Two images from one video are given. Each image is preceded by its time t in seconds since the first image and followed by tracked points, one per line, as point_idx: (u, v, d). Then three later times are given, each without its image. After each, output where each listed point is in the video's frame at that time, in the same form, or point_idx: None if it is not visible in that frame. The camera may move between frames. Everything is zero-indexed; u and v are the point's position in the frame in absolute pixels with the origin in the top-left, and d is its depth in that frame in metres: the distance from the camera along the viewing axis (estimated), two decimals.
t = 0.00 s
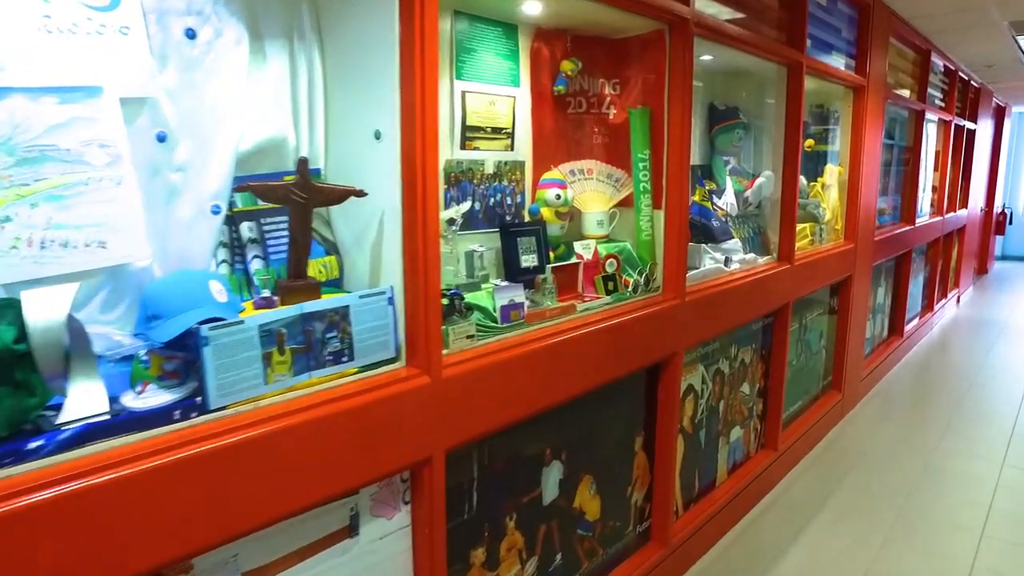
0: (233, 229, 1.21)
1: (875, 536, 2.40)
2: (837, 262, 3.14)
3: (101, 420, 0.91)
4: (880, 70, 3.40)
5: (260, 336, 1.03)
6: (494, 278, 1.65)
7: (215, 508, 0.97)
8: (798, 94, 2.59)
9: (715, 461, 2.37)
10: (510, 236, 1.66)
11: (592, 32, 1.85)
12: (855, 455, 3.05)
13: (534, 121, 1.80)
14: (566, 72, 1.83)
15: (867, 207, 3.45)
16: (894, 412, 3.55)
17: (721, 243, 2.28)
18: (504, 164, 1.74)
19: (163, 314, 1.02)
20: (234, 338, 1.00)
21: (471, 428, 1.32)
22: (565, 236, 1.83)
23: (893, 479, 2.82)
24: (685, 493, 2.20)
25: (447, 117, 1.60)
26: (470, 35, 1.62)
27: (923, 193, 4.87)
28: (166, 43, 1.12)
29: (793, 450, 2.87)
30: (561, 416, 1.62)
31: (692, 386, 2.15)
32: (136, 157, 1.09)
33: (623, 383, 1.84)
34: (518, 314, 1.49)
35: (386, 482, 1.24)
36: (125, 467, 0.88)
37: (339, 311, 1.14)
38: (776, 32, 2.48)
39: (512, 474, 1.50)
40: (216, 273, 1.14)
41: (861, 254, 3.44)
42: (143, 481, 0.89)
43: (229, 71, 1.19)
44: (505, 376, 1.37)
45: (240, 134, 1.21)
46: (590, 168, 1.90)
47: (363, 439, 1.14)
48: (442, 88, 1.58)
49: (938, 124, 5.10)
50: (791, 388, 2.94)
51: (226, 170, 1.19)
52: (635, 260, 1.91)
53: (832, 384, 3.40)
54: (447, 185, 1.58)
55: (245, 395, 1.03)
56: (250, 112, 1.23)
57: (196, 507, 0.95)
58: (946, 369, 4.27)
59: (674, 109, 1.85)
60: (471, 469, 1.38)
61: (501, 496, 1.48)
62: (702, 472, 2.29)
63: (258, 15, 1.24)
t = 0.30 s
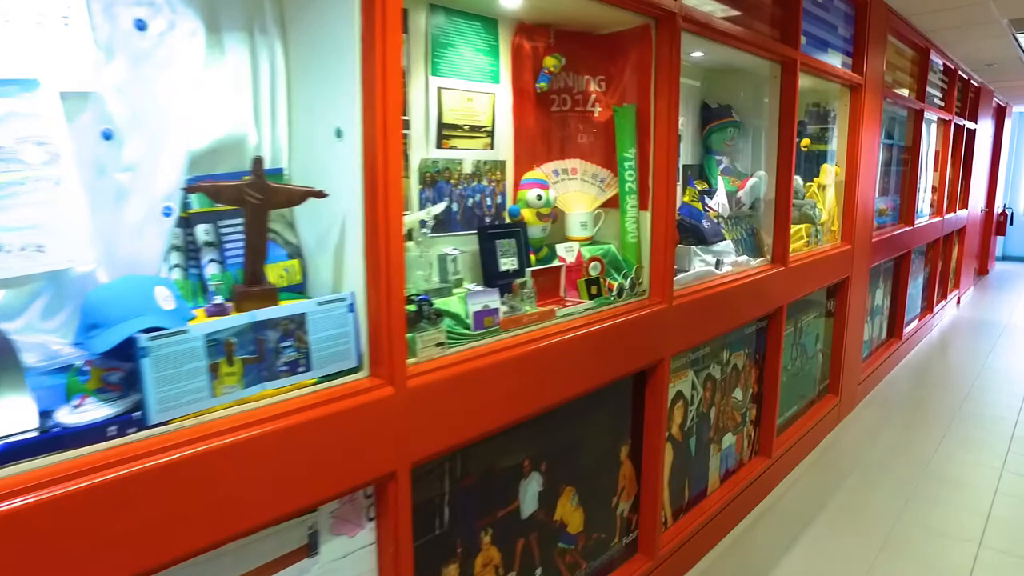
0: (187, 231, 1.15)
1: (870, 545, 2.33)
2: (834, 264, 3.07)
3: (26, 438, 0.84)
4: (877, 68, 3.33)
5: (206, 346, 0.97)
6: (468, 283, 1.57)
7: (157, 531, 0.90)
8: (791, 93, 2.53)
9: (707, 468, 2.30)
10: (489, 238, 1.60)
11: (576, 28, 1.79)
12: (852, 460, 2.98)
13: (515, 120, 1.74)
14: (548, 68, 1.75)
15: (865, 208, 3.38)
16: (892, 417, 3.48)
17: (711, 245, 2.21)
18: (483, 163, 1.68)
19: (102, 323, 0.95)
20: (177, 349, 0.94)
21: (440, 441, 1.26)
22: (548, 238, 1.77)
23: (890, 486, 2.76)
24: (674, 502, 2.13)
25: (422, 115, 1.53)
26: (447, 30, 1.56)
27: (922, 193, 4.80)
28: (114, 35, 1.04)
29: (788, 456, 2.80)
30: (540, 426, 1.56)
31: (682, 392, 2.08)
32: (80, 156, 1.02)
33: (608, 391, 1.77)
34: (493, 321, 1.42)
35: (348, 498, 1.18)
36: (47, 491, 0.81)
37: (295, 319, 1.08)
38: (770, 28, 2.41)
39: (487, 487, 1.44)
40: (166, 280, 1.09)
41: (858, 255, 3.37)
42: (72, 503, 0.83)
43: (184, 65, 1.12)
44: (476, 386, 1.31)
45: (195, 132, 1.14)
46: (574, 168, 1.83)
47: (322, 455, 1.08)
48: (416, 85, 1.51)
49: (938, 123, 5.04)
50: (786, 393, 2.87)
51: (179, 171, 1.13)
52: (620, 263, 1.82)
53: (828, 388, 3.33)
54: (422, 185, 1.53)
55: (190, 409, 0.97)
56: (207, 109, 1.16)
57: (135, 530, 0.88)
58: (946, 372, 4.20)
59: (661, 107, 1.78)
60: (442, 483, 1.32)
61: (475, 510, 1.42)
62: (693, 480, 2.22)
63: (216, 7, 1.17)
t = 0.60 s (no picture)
0: (135, 235, 1.08)
1: (865, 557, 2.27)
2: (830, 266, 3.00)
3: None
4: (875, 65, 3.26)
5: (143, 358, 0.92)
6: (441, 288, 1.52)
7: (84, 555, 0.84)
8: (785, 91, 2.44)
9: (696, 477, 2.23)
10: (465, 241, 1.54)
11: (558, 22, 1.72)
12: (847, 467, 2.92)
13: (494, 117, 1.68)
14: (528, 64, 1.68)
15: (861, 209, 3.32)
16: (890, 422, 3.41)
17: (700, 247, 2.15)
18: (459, 163, 1.61)
19: (32, 333, 0.88)
20: (110, 361, 0.88)
21: (402, 455, 1.20)
22: (528, 240, 1.70)
23: (885, 494, 2.69)
24: (662, 513, 2.06)
25: (394, 114, 1.47)
26: (421, 23, 1.49)
27: (922, 193, 4.73)
28: (51, 25, 0.97)
29: (782, 463, 2.73)
30: (516, 437, 1.50)
31: (669, 400, 2.01)
32: (13, 154, 0.94)
33: (589, 400, 1.71)
34: (463, 328, 1.36)
35: (305, 516, 1.13)
36: None
37: (242, 328, 1.03)
38: (762, 24, 2.35)
39: (457, 501, 1.38)
40: (109, 288, 1.02)
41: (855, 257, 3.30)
42: None
43: (130, 58, 1.05)
44: (441, 397, 1.26)
45: (143, 129, 1.08)
46: (556, 168, 1.76)
47: (271, 471, 1.02)
48: (386, 80, 1.45)
49: (938, 123, 4.97)
50: (780, 399, 2.79)
51: (125, 170, 1.06)
52: (603, 266, 1.76)
53: (825, 392, 3.25)
54: (393, 185, 1.48)
55: (125, 424, 0.91)
56: (157, 105, 1.10)
57: (59, 556, 0.82)
58: (945, 376, 4.13)
59: (644, 102, 1.71)
60: (407, 497, 1.26)
61: (444, 525, 1.36)
62: (682, 490, 2.16)
63: None
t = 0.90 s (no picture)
0: (79, 239, 1.02)
1: (859, 567, 2.20)
2: (826, 267, 2.92)
3: None
4: (873, 63, 3.19)
5: (73, 371, 0.87)
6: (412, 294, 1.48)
7: None
8: (779, 87, 2.36)
9: (686, 486, 2.17)
10: (437, 245, 1.48)
11: (537, 15, 1.66)
12: (844, 474, 2.85)
13: (471, 115, 1.61)
14: (507, 59, 1.62)
15: (859, 209, 3.24)
16: (889, 427, 3.33)
17: (689, 249, 2.08)
18: (434, 162, 1.55)
19: None
20: (36, 375, 0.83)
21: (362, 469, 1.14)
22: (506, 242, 1.64)
23: (882, 502, 2.62)
24: (649, 524, 2.00)
25: (363, 111, 1.41)
26: (392, 16, 1.43)
27: (922, 193, 4.66)
28: None
29: (776, 470, 2.66)
30: (490, 449, 1.43)
31: (656, 407, 1.94)
32: None
33: (570, 408, 1.64)
34: (432, 336, 1.30)
35: (258, 535, 1.07)
36: None
37: (186, 338, 0.98)
38: (755, 19, 2.28)
39: (427, 517, 1.32)
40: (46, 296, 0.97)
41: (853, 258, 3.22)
42: None
43: (68, 50, 0.98)
44: (405, 409, 1.20)
45: (84, 126, 1.01)
46: (536, 168, 1.71)
47: (217, 490, 0.96)
48: (354, 76, 1.39)
49: (939, 122, 4.89)
50: (775, 404, 2.72)
51: (64, 168, 0.98)
52: (585, 270, 1.71)
53: (822, 397, 3.18)
54: (364, 186, 1.42)
55: (54, 442, 0.86)
56: (100, 101, 1.03)
57: None
58: (945, 379, 4.06)
59: (627, 99, 1.65)
60: (370, 513, 1.20)
61: (412, 542, 1.30)
62: (671, 499, 2.09)
63: None
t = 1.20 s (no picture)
0: (19, 245, 0.94)
1: None
2: (825, 270, 2.85)
3: None
4: (873, 60, 3.12)
5: None
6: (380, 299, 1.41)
7: None
8: (773, 84, 2.29)
9: (677, 497, 2.10)
10: (410, 247, 1.42)
11: (517, 9, 1.60)
12: (842, 483, 2.78)
13: (448, 113, 1.56)
14: (486, 54, 1.56)
15: (860, 210, 3.16)
16: (889, 433, 3.26)
17: (679, 252, 2.02)
18: (409, 162, 1.49)
19: None
20: None
21: (321, 486, 1.08)
22: (485, 245, 1.58)
23: (881, 511, 2.55)
24: (637, 537, 1.94)
25: (332, 108, 1.36)
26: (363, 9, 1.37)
27: (925, 194, 4.58)
28: None
29: (772, 478, 2.59)
30: (465, 461, 1.37)
31: (645, 415, 1.88)
32: None
33: (551, 418, 1.58)
34: (400, 343, 1.24)
35: (210, 555, 1.02)
36: None
37: (127, 348, 0.92)
38: (750, 14, 2.21)
39: (396, 533, 1.26)
40: None
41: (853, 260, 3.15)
42: None
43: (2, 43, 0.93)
44: (368, 422, 1.14)
45: (24, 124, 0.95)
46: (518, 167, 1.64)
47: (158, 510, 0.90)
48: (320, 72, 1.33)
49: (942, 121, 4.81)
50: (772, 411, 2.65)
51: None
52: (568, 274, 1.65)
53: (821, 403, 3.11)
54: (333, 187, 1.37)
55: None
56: (42, 98, 0.97)
57: None
58: (947, 384, 3.98)
59: (609, 95, 1.59)
60: (332, 531, 1.15)
61: (380, 560, 1.24)
62: (660, 511, 2.02)
63: None
